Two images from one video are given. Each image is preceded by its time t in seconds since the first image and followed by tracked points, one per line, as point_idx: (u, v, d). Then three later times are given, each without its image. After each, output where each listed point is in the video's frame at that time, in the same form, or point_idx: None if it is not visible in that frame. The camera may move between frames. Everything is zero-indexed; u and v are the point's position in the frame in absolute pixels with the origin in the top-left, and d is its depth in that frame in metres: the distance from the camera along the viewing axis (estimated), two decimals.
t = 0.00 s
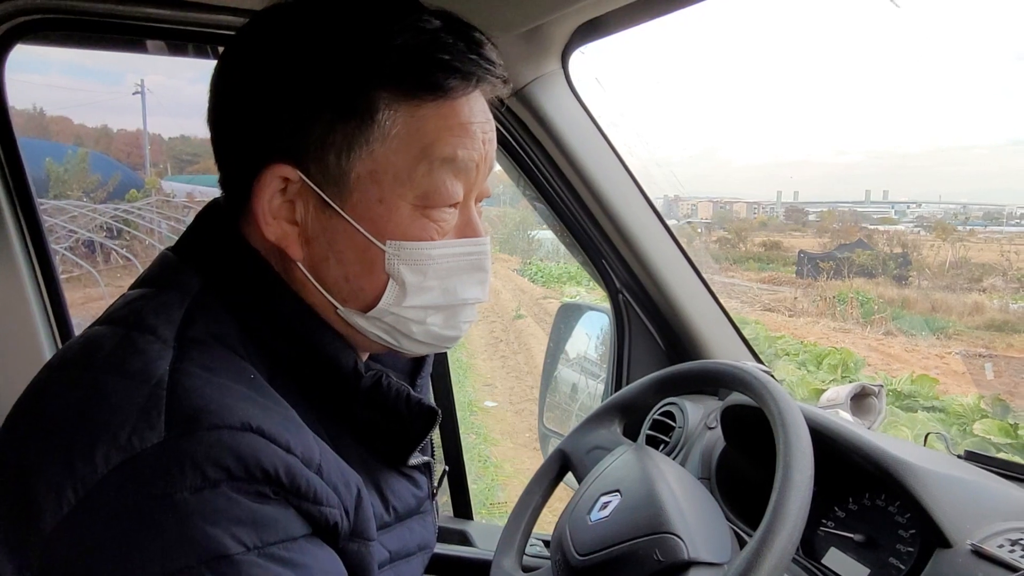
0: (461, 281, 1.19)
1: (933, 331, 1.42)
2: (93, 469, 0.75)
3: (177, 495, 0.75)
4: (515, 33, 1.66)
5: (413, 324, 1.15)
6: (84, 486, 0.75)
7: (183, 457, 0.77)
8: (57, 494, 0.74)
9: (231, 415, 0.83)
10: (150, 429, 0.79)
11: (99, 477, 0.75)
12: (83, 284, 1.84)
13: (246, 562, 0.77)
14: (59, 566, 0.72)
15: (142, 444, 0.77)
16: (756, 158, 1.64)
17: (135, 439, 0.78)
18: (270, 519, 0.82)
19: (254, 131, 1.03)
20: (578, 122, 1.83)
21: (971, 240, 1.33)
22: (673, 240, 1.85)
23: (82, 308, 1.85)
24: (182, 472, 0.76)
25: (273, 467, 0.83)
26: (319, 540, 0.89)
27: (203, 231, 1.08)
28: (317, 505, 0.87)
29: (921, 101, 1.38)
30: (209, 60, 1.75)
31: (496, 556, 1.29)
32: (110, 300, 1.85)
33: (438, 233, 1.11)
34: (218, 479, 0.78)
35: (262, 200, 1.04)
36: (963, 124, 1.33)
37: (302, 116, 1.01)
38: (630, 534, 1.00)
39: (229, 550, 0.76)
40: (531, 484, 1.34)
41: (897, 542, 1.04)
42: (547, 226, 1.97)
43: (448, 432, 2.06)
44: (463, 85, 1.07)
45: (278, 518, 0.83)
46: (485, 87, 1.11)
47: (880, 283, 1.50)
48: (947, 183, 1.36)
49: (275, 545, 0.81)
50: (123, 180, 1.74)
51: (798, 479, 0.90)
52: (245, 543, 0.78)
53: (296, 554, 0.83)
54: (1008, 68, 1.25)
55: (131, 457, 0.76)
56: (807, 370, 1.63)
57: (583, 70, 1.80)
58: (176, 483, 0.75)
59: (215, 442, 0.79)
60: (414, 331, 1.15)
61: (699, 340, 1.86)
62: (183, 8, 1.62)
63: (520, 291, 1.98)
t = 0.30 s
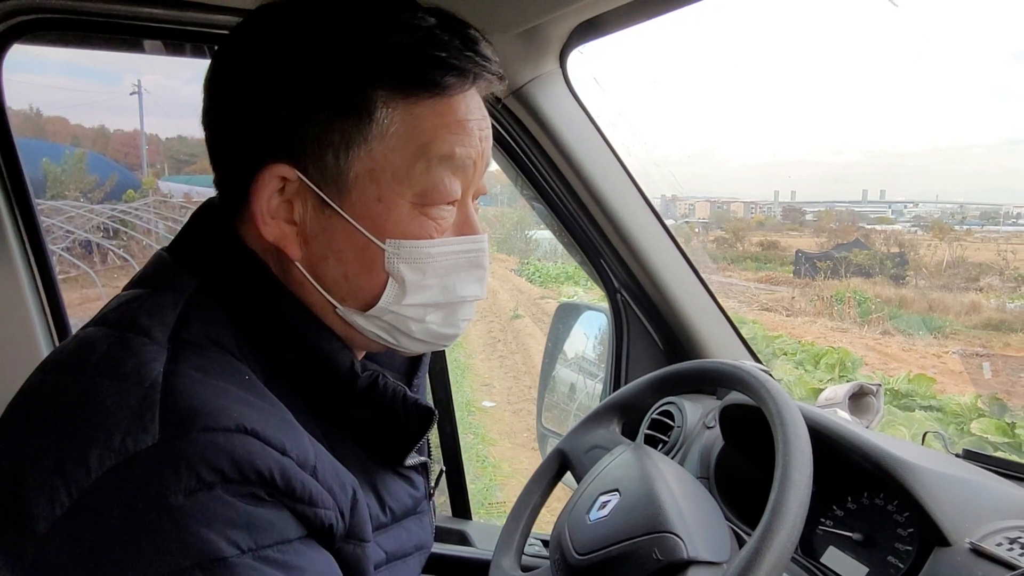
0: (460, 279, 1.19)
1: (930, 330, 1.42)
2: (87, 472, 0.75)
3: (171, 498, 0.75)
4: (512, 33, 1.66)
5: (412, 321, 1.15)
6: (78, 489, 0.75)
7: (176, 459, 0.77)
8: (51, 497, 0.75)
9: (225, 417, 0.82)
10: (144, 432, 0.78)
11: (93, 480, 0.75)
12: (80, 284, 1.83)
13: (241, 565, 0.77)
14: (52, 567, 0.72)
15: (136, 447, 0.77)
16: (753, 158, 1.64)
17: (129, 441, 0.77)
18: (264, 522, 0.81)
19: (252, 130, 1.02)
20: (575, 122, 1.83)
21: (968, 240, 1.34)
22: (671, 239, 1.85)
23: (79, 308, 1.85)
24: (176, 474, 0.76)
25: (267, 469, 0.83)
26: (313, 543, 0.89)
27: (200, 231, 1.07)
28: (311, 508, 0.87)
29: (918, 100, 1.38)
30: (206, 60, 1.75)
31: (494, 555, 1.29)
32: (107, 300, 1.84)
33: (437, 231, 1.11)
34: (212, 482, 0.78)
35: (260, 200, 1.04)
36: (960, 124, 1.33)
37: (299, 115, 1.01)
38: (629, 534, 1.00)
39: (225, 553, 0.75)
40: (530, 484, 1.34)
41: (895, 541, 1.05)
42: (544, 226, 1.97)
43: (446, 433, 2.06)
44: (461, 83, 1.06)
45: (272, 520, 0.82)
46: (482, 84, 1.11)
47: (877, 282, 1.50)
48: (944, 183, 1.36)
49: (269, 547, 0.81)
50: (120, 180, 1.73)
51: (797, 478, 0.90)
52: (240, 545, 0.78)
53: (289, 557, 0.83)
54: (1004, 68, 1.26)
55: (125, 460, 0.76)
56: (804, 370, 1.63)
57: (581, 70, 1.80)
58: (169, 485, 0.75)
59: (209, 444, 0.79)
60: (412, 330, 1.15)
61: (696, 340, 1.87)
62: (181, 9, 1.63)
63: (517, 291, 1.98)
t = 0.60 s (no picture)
0: (460, 283, 1.18)
1: (928, 329, 1.42)
2: (85, 477, 0.75)
3: (170, 503, 0.75)
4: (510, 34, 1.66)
5: (411, 327, 1.14)
6: (76, 494, 0.74)
7: (175, 463, 0.77)
8: (49, 501, 0.74)
9: (224, 421, 0.82)
10: (142, 436, 0.78)
11: (92, 484, 0.75)
12: (78, 286, 1.83)
13: (240, 568, 0.77)
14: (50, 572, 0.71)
15: (134, 451, 0.77)
16: (750, 158, 1.64)
17: (127, 446, 0.77)
18: (263, 526, 0.81)
19: (252, 134, 1.02)
20: (573, 123, 1.83)
21: (966, 239, 1.34)
22: (669, 240, 1.86)
23: (77, 310, 1.84)
24: (175, 479, 0.76)
25: (267, 472, 0.83)
26: (314, 545, 0.89)
27: (200, 234, 1.07)
28: (310, 511, 0.87)
29: (914, 100, 1.38)
30: (203, 62, 1.74)
31: (493, 557, 1.29)
32: (105, 301, 1.84)
33: (437, 235, 1.11)
34: (211, 486, 0.78)
35: (260, 204, 1.04)
36: (958, 124, 1.33)
37: (299, 118, 1.01)
38: (628, 535, 1.00)
39: (224, 557, 0.76)
40: (529, 485, 1.34)
41: (893, 542, 1.05)
42: (542, 226, 1.97)
43: (444, 434, 2.06)
44: (462, 87, 1.06)
45: (272, 523, 0.83)
46: (484, 88, 1.11)
47: (875, 282, 1.50)
48: (941, 182, 1.37)
49: (268, 550, 0.81)
50: (117, 181, 1.73)
51: (795, 479, 0.90)
52: (240, 549, 0.78)
53: (288, 559, 0.83)
54: (1001, 67, 1.26)
55: (123, 464, 0.76)
56: (802, 369, 1.64)
57: (579, 71, 1.80)
58: (168, 490, 0.75)
59: (208, 448, 0.79)
60: (412, 335, 1.15)
61: (695, 340, 1.87)
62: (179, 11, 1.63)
63: (516, 291, 1.98)
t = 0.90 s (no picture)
0: (449, 274, 1.18)
1: (927, 328, 1.42)
2: (86, 476, 0.75)
3: (174, 500, 0.74)
4: (508, 33, 1.66)
5: (399, 320, 1.14)
6: (79, 492, 0.74)
7: (178, 461, 0.76)
8: (51, 500, 0.74)
9: (228, 418, 0.82)
10: (144, 433, 0.78)
11: (93, 483, 0.74)
12: (76, 286, 1.83)
13: (246, 566, 0.77)
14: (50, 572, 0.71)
15: (136, 449, 0.77)
16: (748, 158, 1.64)
17: (130, 443, 0.77)
18: (268, 524, 0.81)
19: (233, 129, 1.02)
20: (570, 122, 1.83)
21: (964, 238, 1.34)
22: (667, 239, 1.86)
23: (75, 311, 1.84)
24: (179, 476, 0.76)
25: (271, 470, 0.83)
26: (318, 544, 0.89)
27: (188, 233, 1.07)
28: (316, 508, 0.87)
29: (912, 100, 1.38)
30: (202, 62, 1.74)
31: (492, 556, 1.29)
32: (103, 302, 1.83)
33: (420, 226, 1.11)
34: (216, 484, 0.77)
35: (239, 199, 1.04)
36: (956, 123, 1.33)
37: (278, 111, 1.00)
38: (627, 534, 1.00)
39: (229, 555, 0.76)
40: (528, 484, 1.34)
41: (893, 540, 1.05)
42: (541, 226, 1.97)
43: (443, 434, 2.06)
44: (440, 73, 1.07)
45: (277, 521, 0.82)
46: (463, 74, 1.11)
47: (874, 281, 1.50)
48: (939, 182, 1.37)
49: (274, 549, 0.81)
50: (114, 182, 1.72)
51: (796, 477, 0.90)
52: (244, 548, 0.78)
53: (294, 558, 0.83)
54: (998, 67, 1.26)
55: (125, 462, 0.76)
56: (801, 369, 1.65)
57: (577, 70, 1.80)
58: (172, 488, 0.75)
59: (211, 445, 0.79)
60: (401, 328, 1.15)
61: (694, 339, 1.87)
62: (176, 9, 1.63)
63: (515, 291, 1.98)
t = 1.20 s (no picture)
0: (449, 275, 1.18)
1: (926, 328, 1.42)
2: (87, 477, 0.74)
3: (174, 502, 0.74)
4: (507, 32, 1.66)
5: (399, 321, 1.14)
6: (79, 493, 0.73)
7: (179, 462, 0.76)
8: (51, 501, 0.73)
9: (229, 420, 0.82)
10: (145, 435, 0.78)
11: (94, 485, 0.74)
12: (75, 287, 1.82)
13: (245, 569, 0.77)
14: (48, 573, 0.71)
15: (138, 450, 0.76)
16: (747, 158, 1.64)
17: (131, 445, 0.77)
18: (268, 527, 0.81)
19: (233, 130, 1.02)
20: (570, 122, 1.83)
21: (963, 237, 1.34)
22: (666, 239, 1.86)
23: (74, 312, 1.84)
24: (180, 478, 0.75)
25: (272, 472, 0.82)
26: (318, 545, 0.88)
27: (188, 233, 1.07)
28: (316, 510, 0.87)
29: (911, 99, 1.38)
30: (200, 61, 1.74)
31: (492, 556, 1.29)
32: (102, 303, 1.83)
33: (421, 227, 1.11)
34: (216, 486, 0.77)
35: (238, 199, 1.03)
36: (955, 122, 1.33)
37: (279, 111, 1.00)
38: (627, 534, 1.00)
39: (228, 558, 0.76)
40: (527, 484, 1.34)
41: (894, 539, 1.05)
42: (540, 226, 1.97)
43: (442, 434, 2.05)
44: (441, 73, 1.06)
45: (277, 524, 0.82)
46: (463, 74, 1.11)
47: (873, 281, 1.50)
48: (938, 181, 1.37)
49: (274, 551, 0.81)
50: (113, 182, 1.72)
51: (795, 476, 0.90)
52: (244, 550, 0.78)
53: (293, 559, 0.83)
54: (997, 66, 1.26)
55: (126, 463, 0.75)
56: (800, 368, 1.65)
57: (576, 70, 1.80)
58: (173, 489, 0.75)
59: (212, 447, 0.78)
60: (401, 329, 1.15)
61: (693, 339, 1.87)
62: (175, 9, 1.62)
63: (514, 291, 1.97)
